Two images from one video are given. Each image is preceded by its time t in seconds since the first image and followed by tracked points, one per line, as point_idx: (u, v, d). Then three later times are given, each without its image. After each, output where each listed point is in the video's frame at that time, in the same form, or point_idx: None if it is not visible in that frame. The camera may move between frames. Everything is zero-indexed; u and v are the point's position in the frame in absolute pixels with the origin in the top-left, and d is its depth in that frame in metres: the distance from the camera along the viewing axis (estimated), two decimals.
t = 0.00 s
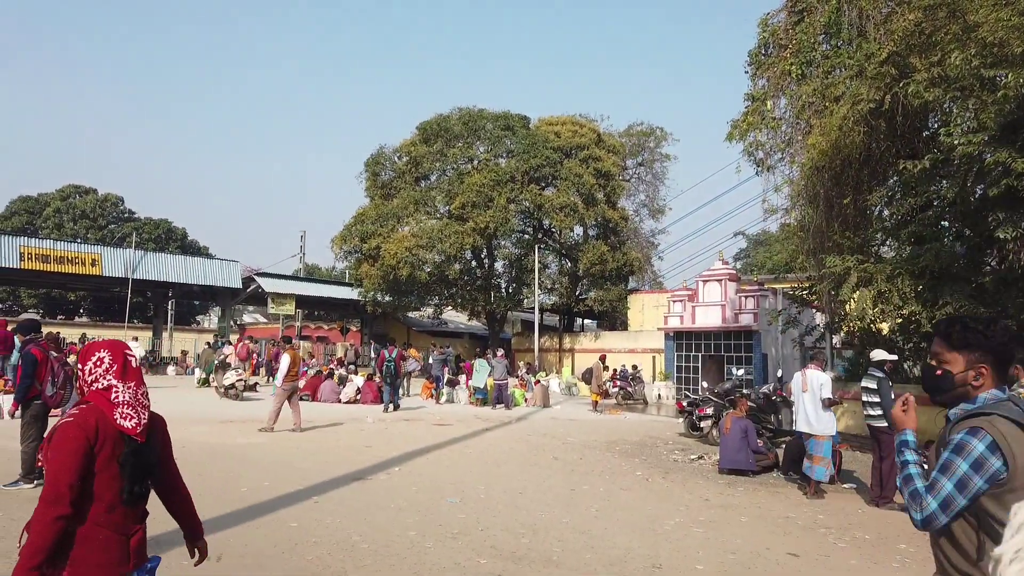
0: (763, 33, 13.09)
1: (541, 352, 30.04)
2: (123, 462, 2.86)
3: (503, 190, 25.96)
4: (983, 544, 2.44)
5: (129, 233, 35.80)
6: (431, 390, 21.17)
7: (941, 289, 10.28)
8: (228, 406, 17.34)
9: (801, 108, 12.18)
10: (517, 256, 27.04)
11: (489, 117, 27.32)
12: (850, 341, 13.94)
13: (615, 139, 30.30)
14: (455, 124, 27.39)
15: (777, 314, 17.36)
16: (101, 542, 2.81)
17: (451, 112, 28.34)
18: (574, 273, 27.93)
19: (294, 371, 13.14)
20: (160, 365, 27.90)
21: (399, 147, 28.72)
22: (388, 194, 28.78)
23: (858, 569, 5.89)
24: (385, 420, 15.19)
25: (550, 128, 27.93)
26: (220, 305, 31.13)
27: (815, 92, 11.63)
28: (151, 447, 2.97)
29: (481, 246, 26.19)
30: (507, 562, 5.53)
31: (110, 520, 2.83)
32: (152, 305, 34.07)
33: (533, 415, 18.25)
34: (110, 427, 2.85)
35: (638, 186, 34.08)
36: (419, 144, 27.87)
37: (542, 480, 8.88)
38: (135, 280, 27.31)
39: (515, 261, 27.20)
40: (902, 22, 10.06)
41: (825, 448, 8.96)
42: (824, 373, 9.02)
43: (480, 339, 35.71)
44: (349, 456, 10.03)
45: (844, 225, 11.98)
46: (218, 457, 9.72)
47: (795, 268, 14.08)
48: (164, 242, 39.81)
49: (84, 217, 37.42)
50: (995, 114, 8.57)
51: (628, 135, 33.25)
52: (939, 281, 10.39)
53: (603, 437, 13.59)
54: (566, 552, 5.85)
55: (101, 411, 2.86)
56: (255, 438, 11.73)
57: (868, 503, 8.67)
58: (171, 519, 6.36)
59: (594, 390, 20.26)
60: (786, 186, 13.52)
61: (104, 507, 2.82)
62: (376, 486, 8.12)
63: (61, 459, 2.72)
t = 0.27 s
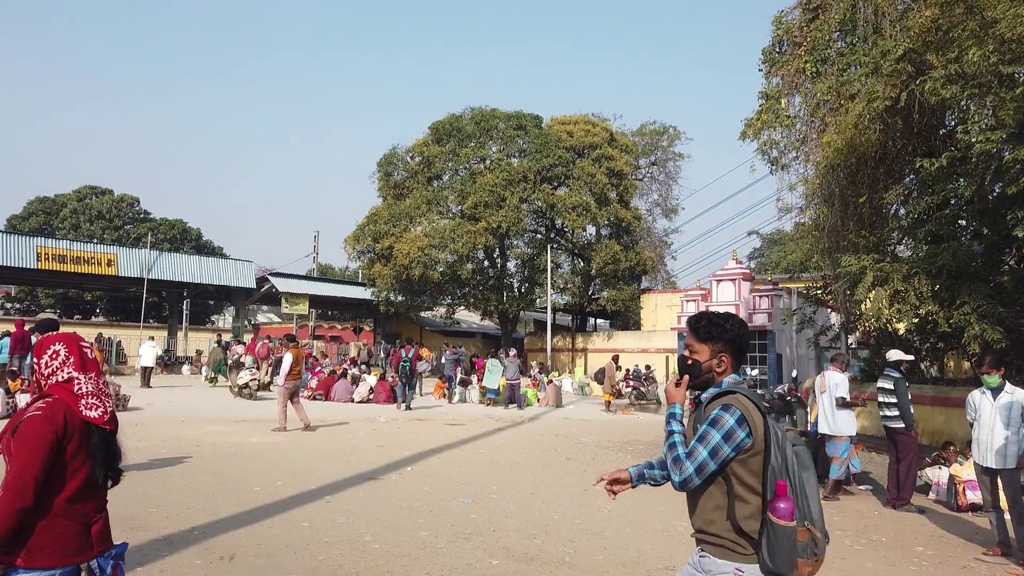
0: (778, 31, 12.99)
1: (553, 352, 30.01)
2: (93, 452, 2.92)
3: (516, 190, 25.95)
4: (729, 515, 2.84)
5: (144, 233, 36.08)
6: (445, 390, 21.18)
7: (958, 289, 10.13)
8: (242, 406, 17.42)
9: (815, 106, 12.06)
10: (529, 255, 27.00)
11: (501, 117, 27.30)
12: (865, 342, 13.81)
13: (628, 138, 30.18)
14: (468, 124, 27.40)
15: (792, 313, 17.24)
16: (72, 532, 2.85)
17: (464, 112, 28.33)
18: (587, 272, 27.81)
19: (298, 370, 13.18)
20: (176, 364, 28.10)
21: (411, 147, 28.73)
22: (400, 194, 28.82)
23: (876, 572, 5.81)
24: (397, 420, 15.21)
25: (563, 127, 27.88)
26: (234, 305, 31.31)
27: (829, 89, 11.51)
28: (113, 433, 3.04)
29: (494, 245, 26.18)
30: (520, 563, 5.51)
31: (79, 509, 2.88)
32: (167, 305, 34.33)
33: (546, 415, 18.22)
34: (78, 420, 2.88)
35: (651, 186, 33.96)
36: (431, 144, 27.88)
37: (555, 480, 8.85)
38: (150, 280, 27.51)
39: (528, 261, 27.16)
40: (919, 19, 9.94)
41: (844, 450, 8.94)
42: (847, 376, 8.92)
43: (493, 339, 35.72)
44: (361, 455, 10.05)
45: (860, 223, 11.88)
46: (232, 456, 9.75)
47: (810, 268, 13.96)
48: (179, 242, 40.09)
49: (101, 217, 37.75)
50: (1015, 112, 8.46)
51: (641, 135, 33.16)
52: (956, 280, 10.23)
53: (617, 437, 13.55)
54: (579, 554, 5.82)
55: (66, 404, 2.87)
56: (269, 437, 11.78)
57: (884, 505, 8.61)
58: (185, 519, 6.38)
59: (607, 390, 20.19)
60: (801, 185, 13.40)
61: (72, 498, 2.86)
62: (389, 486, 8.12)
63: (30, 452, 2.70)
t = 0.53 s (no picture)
0: (793, 28, 12.87)
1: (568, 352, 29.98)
2: (43, 455, 3.03)
3: (530, 189, 25.91)
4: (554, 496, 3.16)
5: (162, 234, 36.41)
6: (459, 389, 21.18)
7: (977, 288, 9.99)
8: (257, 405, 17.50)
9: (832, 104, 11.94)
10: (543, 255, 26.96)
11: (516, 116, 27.28)
12: (883, 341, 13.67)
13: (642, 137, 30.07)
14: (482, 124, 27.40)
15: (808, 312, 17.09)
16: (23, 533, 2.94)
17: (478, 112, 28.34)
18: (601, 272, 27.75)
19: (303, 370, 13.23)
20: (192, 363, 28.30)
21: (425, 147, 28.77)
22: (414, 194, 28.88)
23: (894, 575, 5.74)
24: (411, 420, 15.23)
25: (577, 126, 27.81)
26: (250, 305, 31.49)
27: (846, 87, 11.40)
28: (62, 437, 3.15)
29: (508, 245, 26.16)
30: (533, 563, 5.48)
31: (30, 511, 2.97)
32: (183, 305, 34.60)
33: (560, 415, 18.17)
34: (27, 424, 2.98)
35: (665, 185, 33.83)
36: (445, 144, 27.90)
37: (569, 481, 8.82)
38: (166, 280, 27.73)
39: (542, 260, 27.11)
40: (937, 15, 9.82)
41: (872, 448, 8.89)
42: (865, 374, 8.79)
43: (507, 339, 35.73)
44: (376, 455, 10.06)
45: (878, 222, 11.77)
46: (247, 455, 9.79)
47: (827, 267, 13.84)
48: (196, 243, 40.40)
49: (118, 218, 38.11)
50: None
51: (655, 133, 33.03)
52: (975, 279, 10.10)
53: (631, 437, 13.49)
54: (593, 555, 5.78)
55: (15, 410, 2.96)
56: (283, 436, 11.82)
57: (902, 506, 8.50)
58: (200, 517, 6.41)
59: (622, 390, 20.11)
60: (818, 184, 13.28)
61: (23, 500, 2.96)
62: (402, 485, 8.13)
63: None
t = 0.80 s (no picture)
0: (813, 26, 12.76)
1: (586, 352, 29.92)
2: None
3: (548, 189, 25.86)
4: (389, 470, 3.54)
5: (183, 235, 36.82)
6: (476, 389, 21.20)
7: (1003, 288, 9.86)
8: (277, 404, 17.62)
9: (853, 102, 11.78)
10: (561, 255, 26.90)
11: (534, 116, 27.26)
12: (906, 342, 13.48)
13: (661, 136, 29.89)
14: (500, 124, 27.40)
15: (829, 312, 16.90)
16: None
17: (496, 112, 28.36)
18: (620, 272, 27.66)
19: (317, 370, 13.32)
20: (213, 363, 28.57)
21: (444, 147, 28.83)
22: (432, 194, 28.96)
23: None
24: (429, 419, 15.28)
25: (595, 126, 27.74)
26: (270, 305, 31.75)
27: (867, 84, 11.27)
28: None
29: (526, 245, 26.17)
30: (550, 564, 5.46)
31: None
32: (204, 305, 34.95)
33: (578, 415, 18.11)
34: None
35: (684, 184, 33.63)
36: (463, 144, 27.94)
37: (586, 481, 8.78)
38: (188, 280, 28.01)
39: (560, 260, 27.07)
40: (961, 11, 9.68)
41: (898, 450, 8.77)
42: (893, 374, 8.66)
43: (525, 338, 35.71)
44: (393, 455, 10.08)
45: (900, 220, 11.64)
46: (266, 454, 9.85)
47: (848, 266, 13.68)
48: (217, 243, 40.80)
49: (141, 219, 38.57)
50: None
51: (674, 132, 32.83)
52: (1001, 279, 9.96)
53: (649, 438, 13.42)
54: (610, 556, 5.75)
55: None
56: (302, 436, 11.90)
57: (925, 509, 8.35)
58: (219, 516, 6.46)
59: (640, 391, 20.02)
60: (839, 182, 13.12)
61: None
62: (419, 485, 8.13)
63: None
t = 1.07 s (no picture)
0: (834, 24, 12.63)
1: (604, 353, 29.85)
2: None
3: (565, 189, 25.81)
4: (262, 453, 3.78)
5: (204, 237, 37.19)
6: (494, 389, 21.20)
7: None
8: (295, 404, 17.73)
9: (874, 100, 11.61)
10: (578, 255, 26.84)
11: (551, 117, 27.24)
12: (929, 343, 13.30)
13: (679, 136, 29.73)
14: (517, 124, 27.41)
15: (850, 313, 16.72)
16: None
17: (513, 112, 28.37)
18: (637, 272, 27.55)
19: (331, 370, 13.39)
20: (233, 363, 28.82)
21: (461, 148, 28.88)
22: (450, 195, 29.02)
23: None
24: (447, 420, 15.33)
25: (612, 126, 27.66)
26: (289, 306, 31.99)
27: (888, 82, 11.13)
28: None
29: (543, 246, 26.15)
30: (566, 566, 5.44)
31: None
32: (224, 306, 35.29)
33: (596, 416, 18.05)
34: None
35: (703, 184, 33.44)
36: (480, 145, 27.97)
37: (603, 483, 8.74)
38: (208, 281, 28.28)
39: (577, 261, 27.01)
40: (984, 6, 9.52)
41: (922, 454, 8.60)
42: (921, 376, 8.56)
43: (543, 339, 35.69)
44: (411, 455, 10.10)
45: (922, 220, 11.50)
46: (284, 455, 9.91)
47: (869, 266, 13.53)
48: (237, 245, 41.16)
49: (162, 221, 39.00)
50: None
51: (692, 132, 32.65)
52: None
53: (668, 439, 13.34)
54: (627, 558, 5.72)
55: None
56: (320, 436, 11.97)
57: (949, 512, 8.23)
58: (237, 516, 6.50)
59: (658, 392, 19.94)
60: (859, 181, 12.98)
61: None
62: (435, 486, 8.14)
63: None
